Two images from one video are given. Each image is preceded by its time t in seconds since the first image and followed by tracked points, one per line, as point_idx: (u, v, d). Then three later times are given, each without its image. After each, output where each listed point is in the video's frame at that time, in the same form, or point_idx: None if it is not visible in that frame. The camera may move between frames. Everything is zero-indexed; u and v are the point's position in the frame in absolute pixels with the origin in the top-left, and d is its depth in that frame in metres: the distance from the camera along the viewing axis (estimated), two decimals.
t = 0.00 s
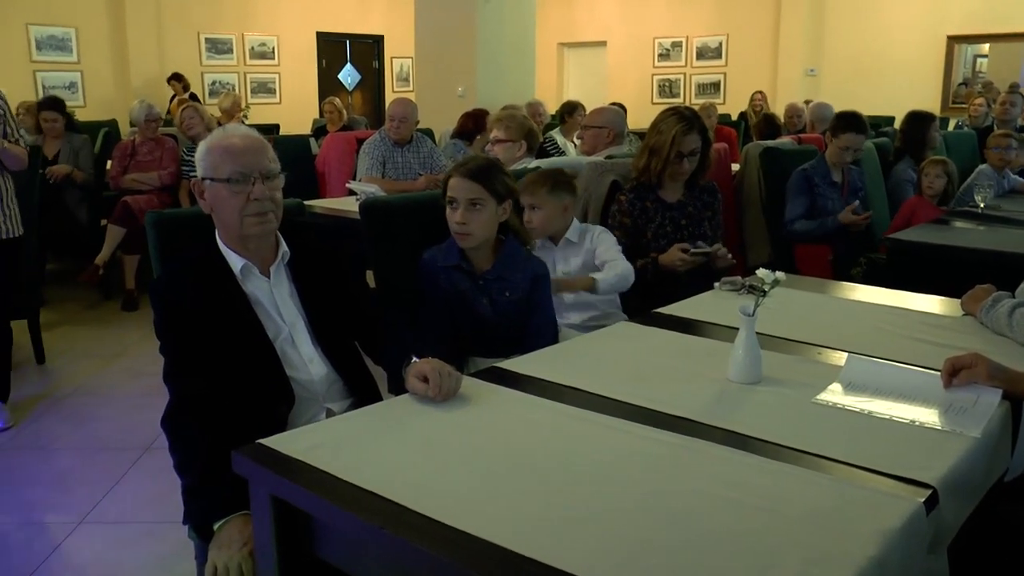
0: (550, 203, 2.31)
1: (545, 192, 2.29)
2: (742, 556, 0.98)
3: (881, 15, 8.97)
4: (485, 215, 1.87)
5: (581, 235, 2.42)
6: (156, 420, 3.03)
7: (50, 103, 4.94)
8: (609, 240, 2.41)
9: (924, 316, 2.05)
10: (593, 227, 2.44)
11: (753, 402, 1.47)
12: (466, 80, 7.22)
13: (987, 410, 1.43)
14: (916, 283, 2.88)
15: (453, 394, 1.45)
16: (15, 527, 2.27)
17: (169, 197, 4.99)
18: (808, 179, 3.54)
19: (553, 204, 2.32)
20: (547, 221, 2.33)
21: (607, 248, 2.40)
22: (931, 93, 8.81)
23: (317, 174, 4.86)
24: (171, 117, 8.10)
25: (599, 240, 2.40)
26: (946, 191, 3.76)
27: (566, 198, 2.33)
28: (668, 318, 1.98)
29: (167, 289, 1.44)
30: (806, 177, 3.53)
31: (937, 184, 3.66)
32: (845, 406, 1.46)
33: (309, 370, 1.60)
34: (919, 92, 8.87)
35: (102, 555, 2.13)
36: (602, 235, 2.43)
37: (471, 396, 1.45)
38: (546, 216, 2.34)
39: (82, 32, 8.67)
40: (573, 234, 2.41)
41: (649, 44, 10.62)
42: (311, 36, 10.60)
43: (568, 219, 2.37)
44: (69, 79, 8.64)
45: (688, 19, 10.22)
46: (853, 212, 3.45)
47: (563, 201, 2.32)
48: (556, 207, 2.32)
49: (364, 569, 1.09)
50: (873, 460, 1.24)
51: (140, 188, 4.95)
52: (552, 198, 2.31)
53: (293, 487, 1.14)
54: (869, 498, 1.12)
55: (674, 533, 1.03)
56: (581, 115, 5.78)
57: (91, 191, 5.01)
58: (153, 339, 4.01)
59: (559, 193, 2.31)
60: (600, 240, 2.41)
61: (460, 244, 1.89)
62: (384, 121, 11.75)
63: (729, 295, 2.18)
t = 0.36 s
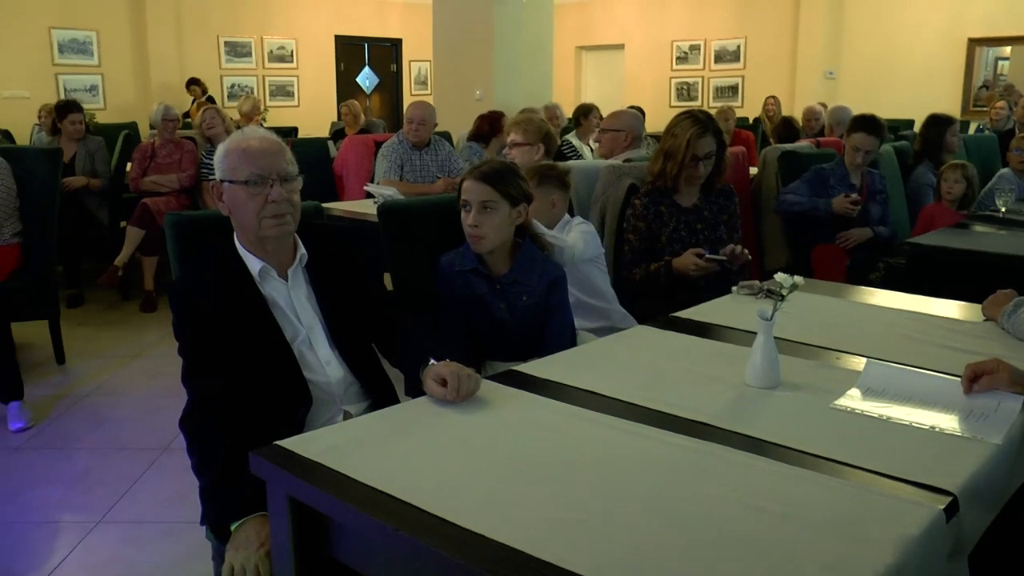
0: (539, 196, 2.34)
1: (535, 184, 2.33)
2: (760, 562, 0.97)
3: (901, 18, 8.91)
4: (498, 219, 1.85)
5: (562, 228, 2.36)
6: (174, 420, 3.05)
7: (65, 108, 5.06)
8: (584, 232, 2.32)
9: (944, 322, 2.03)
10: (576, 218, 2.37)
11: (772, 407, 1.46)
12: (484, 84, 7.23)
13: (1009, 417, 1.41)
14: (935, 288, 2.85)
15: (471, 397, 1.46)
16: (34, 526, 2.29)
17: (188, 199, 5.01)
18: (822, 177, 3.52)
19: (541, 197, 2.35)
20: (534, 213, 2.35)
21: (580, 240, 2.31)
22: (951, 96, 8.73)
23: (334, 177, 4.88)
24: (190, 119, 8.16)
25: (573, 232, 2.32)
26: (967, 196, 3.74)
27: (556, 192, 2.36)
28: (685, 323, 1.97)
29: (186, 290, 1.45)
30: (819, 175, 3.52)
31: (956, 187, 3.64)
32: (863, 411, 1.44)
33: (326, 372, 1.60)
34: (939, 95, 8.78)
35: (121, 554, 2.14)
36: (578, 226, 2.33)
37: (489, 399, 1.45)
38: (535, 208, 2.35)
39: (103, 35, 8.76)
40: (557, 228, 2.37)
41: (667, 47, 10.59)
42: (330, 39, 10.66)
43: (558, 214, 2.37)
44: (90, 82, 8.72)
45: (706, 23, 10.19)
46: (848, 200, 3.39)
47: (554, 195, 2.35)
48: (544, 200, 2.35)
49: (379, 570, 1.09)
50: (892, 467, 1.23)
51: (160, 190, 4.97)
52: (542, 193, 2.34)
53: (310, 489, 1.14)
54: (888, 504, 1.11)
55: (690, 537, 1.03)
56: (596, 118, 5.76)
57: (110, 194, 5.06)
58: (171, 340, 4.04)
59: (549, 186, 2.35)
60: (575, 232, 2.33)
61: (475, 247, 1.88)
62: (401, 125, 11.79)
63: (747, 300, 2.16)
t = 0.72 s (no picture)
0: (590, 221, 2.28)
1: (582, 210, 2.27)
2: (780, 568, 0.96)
3: (923, 21, 8.85)
4: (499, 221, 1.84)
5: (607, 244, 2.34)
6: (194, 421, 3.06)
7: (76, 114, 5.19)
8: (632, 244, 2.32)
9: (967, 328, 2.01)
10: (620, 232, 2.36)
11: (793, 413, 1.44)
12: (504, 87, 7.23)
13: None
14: (957, 294, 2.82)
15: (490, 401, 1.46)
16: (56, 524, 2.31)
17: (208, 201, 5.05)
18: (838, 183, 3.46)
19: (592, 222, 2.29)
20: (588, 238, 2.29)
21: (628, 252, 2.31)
22: (974, 101, 8.67)
23: (354, 180, 4.89)
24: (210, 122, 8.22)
25: (621, 244, 2.32)
26: (989, 201, 3.66)
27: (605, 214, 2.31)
28: (704, 327, 1.96)
29: (206, 292, 1.45)
30: (835, 181, 3.46)
31: (978, 194, 3.57)
32: (883, 418, 1.43)
33: (345, 375, 1.60)
34: (962, 98, 8.71)
35: (141, 553, 2.16)
36: (626, 239, 2.34)
37: (509, 402, 1.45)
38: (587, 235, 2.29)
39: (125, 39, 8.84)
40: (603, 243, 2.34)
41: (687, 50, 10.55)
42: (350, 42, 10.71)
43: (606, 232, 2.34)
44: (112, 84, 8.80)
45: (726, 26, 10.14)
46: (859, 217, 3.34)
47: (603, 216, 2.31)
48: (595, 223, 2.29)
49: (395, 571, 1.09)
50: (914, 474, 1.22)
51: (181, 192, 5.01)
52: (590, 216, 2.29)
53: (328, 490, 1.14)
54: (908, 511, 1.10)
55: (709, 542, 1.02)
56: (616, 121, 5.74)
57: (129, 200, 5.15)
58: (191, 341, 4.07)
59: (596, 210, 2.29)
60: (624, 246, 2.32)
61: (483, 250, 1.88)
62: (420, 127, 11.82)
63: (766, 304, 2.15)
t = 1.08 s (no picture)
0: (619, 230, 2.29)
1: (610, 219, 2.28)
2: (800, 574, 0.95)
3: (949, 23, 8.76)
4: (520, 223, 1.84)
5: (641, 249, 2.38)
6: (215, 421, 3.08)
7: (94, 120, 5.27)
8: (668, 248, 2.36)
9: (993, 333, 1.98)
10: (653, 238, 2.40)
11: (814, 418, 1.43)
12: (525, 89, 7.24)
13: None
14: (980, 298, 2.79)
15: (509, 404, 1.45)
16: (79, 522, 2.33)
17: (230, 203, 5.08)
18: (860, 187, 3.43)
19: (624, 230, 2.31)
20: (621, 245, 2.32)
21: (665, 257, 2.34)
22: (999, 103, 8.58)
23: (375, 182, 4.91)
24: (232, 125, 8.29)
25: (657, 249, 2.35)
26: (1017, 206, 3.61)
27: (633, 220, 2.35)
28: (724, 330, 1.95)
29: (227, 294, 1.46)
30: (857, 184, 3.42)
31: (1004, 198, 3.51)
32: (905, 423, 1.41)
33: (366, 376, 1.60)
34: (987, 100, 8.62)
35: (162, 552, 2.17)
36: (660, 244, 2.38)
37: (528, 404, 1.44)
38: (619, 244, 2.32)
39: (149, 42, 8.94)
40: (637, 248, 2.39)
41: (709, 52, 10.51)
42: (371, 45, 10.76)
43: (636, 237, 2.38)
44: (136, 88, 8.89)
45: (748, 28, 10.08)
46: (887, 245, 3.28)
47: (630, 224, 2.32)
48: (625, 232, 2.31)
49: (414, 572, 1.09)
50: (937, 480, 1.20)
51: (203, 195, 5.05)
52: (620, 224, 2.30)
53: (348, 491, 1.14)
54: (932, 518, 1.08)
55: (729, 546, 1.01)
56: (639, 125, 5.72)
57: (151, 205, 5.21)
58: (213, 341, 4.10)
59: (625, 218, 2.32)
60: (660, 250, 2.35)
61: (504, 253, 1.88)
62: (441, 130, 11.86)
63: (787, 308, 2.14)
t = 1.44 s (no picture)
0: (636, 221, 2.30)
1: (627, 210, 2.30)
2: None
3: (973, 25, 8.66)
4: (541, 226, 1.85)
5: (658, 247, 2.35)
6: (235, 422, 3.10)
7: (111, 124, 5.30)
8: (683, 245, 2.30)
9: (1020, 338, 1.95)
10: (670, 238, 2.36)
11: (837, 423, 1.42)
12: (546, 92, 7.23)
13: None
14: (1004, 303, 2.75)
15: (530, 407, 1.44)
16: (101, 521, 2.35)
17: (251, 206, 5.12)
18: (882, 189, 3.39)
19: (637, 221, 2.31)
20: (638, 237, 2.31)
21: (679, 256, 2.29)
22: None
23: (396, 185, 4.93)
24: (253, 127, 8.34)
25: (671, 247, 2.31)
26: None
27: (649, 211, 2.32)
28: (743, 333, 1.94)
29: (249, 296, 1.47)
30: (879, 187, 3.39)
31: None
32: (928, 429, 1.40)
33: (386, 378, 1.61)
34: (1007, 101, 8.52)
35: (183, 551, 2.18)
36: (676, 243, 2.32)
37: (549, 408, 1.44)
38: (635, 235, 2.31)
39: (172, 45, 9.02)
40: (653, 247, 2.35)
41: (729, 54, 10.47)
42: (392, 47, 10.79)
43: (654, 232, 2.35)
44: (158, 90, 8.97)
45: (769, 30, 10.03)
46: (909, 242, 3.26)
47: (648, 217, 2.32)
48: (642, 224, 2.31)
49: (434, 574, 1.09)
50: (960, 487, 1.18)
51: (225, 197, 5.10)
52: (637, 216, 2.31)
53: (367, 492, 1.14)
54: (956, 525, 1.07)
55: (750, 552, 1.00)
56: (659, 127, 5.71)
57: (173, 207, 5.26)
58: (234, 342, 4.13)
59: (641, 209, 2.31)
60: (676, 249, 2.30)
61: (526, 255, 1.88)
62: (462, 132, 11.91)
63: (809, 312, 2.12)
